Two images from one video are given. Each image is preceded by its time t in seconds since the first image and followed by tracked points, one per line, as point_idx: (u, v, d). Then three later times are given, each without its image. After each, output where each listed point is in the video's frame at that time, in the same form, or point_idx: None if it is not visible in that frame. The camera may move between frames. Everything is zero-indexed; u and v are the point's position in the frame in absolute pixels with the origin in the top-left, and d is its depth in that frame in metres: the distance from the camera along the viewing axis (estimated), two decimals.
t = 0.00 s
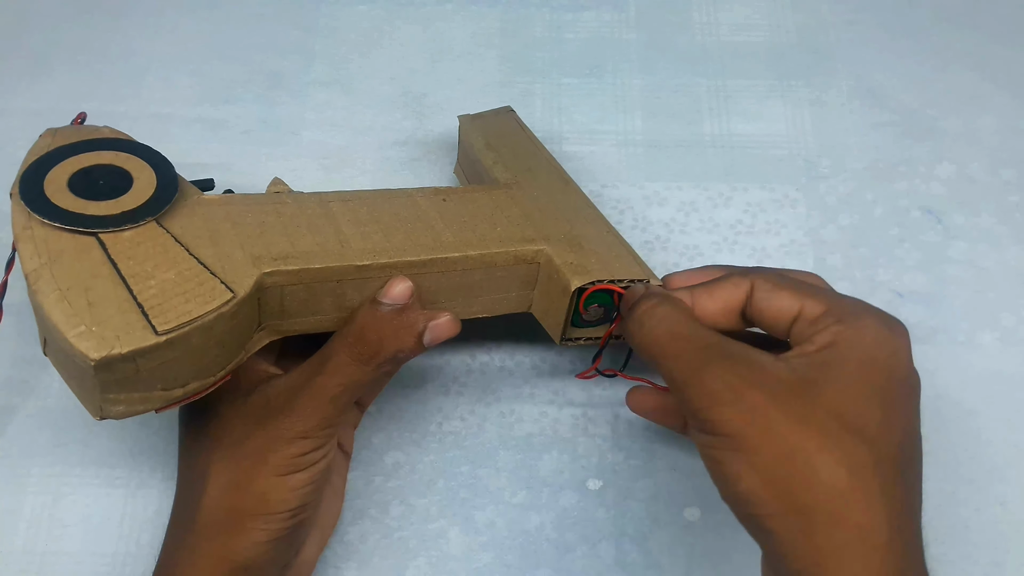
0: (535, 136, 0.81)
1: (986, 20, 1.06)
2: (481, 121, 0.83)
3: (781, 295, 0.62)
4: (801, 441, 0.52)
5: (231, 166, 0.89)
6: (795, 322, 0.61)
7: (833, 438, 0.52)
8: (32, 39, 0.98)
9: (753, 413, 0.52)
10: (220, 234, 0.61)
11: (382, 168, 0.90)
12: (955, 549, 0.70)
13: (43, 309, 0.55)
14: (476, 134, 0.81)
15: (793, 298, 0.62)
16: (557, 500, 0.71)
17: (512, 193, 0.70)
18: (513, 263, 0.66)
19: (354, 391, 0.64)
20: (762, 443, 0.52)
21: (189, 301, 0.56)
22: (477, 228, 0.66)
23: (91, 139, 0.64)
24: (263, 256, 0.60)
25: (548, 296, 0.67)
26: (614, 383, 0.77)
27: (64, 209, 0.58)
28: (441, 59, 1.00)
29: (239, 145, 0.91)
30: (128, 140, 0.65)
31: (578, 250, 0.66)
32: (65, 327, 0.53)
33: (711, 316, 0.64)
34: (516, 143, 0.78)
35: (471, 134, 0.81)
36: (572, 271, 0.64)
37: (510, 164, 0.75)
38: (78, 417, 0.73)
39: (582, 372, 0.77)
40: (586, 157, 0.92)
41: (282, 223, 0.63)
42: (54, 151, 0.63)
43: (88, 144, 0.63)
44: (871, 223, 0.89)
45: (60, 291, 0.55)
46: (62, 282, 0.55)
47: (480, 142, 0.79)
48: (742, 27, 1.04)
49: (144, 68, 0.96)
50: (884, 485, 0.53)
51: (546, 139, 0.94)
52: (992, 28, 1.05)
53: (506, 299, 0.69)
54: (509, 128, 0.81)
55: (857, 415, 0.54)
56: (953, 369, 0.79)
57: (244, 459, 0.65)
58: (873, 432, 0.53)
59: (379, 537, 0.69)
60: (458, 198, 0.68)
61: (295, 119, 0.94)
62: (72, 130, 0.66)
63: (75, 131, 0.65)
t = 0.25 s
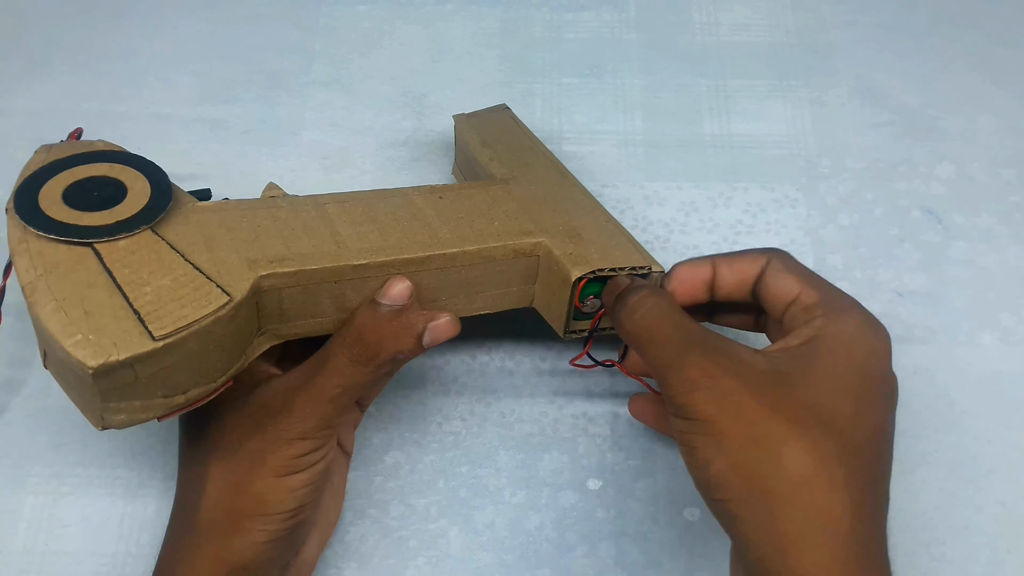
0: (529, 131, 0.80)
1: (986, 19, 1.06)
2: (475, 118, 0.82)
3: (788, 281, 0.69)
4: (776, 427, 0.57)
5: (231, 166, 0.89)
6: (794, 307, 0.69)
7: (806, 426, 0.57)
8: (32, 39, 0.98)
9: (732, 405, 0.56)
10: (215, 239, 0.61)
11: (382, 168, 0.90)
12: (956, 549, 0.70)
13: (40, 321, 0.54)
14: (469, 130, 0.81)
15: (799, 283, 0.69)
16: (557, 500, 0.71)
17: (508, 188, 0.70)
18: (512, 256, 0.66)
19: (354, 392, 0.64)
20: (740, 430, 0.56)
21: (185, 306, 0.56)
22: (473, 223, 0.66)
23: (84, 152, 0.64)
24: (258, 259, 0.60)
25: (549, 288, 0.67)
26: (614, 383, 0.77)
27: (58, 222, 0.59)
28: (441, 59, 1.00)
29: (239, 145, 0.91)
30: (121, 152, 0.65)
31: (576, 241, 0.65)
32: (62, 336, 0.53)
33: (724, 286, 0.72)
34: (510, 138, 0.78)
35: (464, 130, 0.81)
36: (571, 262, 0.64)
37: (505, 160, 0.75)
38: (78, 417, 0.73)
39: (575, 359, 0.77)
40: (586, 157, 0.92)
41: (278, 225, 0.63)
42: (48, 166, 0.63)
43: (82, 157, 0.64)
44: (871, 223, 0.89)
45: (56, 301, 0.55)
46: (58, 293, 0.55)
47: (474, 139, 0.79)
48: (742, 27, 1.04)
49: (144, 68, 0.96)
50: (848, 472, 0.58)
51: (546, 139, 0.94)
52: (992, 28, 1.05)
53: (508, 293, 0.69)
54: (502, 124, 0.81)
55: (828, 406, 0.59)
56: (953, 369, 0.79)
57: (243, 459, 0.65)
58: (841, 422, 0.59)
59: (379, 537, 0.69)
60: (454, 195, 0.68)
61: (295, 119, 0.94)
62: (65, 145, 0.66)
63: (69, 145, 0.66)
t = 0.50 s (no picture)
0: (519, 121, 0.80)
1: (986, 19, 1.06)
2: (463, 109, 0.82)
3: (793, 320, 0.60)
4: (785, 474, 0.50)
5: (231, 166, 0.89)
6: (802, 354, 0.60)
7: (822, 480, 0.51)
8: (32, 38, 0.98)
9: (734, 443, 0.50)
10: (213, 243, 0.61)
11: (382, 168, 0.90)
12: (956, 550, 0.69)
13: (44, 334, 0.54)
14: (458, 123, 0.80)
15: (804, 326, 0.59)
16: (558, 500, 0.71)
17: (501, 179, 0.71)
18: (509, 248, 0.66)
19: (356, 389, 0.64)
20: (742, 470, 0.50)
21: (189, 313, 0.56)
22: (469, 216, 0.66)
23: (76, 160, 0.64)
24: (258, 262, 0.60)
25: (547, 279, 0.68)
26: (614, 383, 0.77)
27: (56, 234, 0.58)
28: (441, 59, 1.00)
29: (240, 145, 0.91)
30: (114, 158, 0.65)
31: (572, 230, 0.66)
32: (68, 348, 0.53)
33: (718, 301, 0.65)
34: (500, 130, 0.78)
35: (453, 122, 0.81)
36: (569, 251, 0.64)
37: (496, 150, 0.75)
38: (78, 417, 0.73)
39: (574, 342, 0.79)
40: (586, 157, 0.92)
41: (274, 226, 0.63)
42: (41, 177, 0.63)
43: (75, 166, 0.63)
44: (871, 223, 0.89)
45: (60, 313, 0.55)
46: (61, 305, 0.55)
47: (463, 130, 0.79)
48: (742, 27, 1.04)
49: (144, 67, 0.96)
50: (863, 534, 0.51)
51: (546, 139, 0.93)
52: (992, 28, 1.05)
53: (506, 285, 0.69)
54: (491, 115, 0.81)
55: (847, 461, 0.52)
56: (953, 369, 0.79)
57: (245, 457, 0.65)
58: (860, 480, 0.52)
59: (379, 537, 0.69)
60: (448, 188, 0.68)
61: (295, 118, 0.93)
62: (56, 152, 0.66)
63: (60, 153, 0.65)
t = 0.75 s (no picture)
0: (516, 120, 0.81)
1: (986, 19, 1.06)
2: (459, 108, 0.82)
3: (725, 333, 0.57)
4: (685, 495, 0.52)
5: (231, 166, 0.89)
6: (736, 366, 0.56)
7: (726, 500, 0.50)
8: (32, 38, 0.98)
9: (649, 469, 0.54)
10: (205, 243, 0.61)
11: (383, 168, 0.90)
12: (955, 550, 0.70)
13: (34, 333, 0.54)
14: (454, 121, 0.80)
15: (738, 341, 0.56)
16: (558, 500, 0.71)
17: (495, 176, 0.71)
18: (502, 244, 0.66)
19: (352, 388, 0.64)
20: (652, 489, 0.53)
21: (177, 311, 0.56)
22: (461, 213, 0.66)
23: (72, 165, 0.64)
24: (248, 261, 0.60)
25: (542, 276, 0.67)
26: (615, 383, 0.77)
27: (49, 236, 0.59)
28: (441, 59, 1.00)
29: (240, 145, 0.91)
30: (109, 163, 0.65)
31: (565, 226, 0.66)
32: (57, 347, 0.53)
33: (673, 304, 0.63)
34: (497, 128, 0.78)
35: (449, 122, 0.81)
36: (562, 247, 0.64)
37: (491, 148, 0.75)
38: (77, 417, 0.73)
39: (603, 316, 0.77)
40: (586, 157, 0.92)
41: (267, 225, 0.63)
42: (36, 182, 0.63)
43: (69, 171, 0.64)
44: (871, 223, 0.89)
45: (49, 312, 0.55)
46: (50, 304, 0.55)
47: (459, 129, 0.79)
48: (742, 27, 1.04)
49: (144, 67, 0.96)
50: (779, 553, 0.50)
51: (546, 139, 0.93)
52: (993, 27, 1.05)
53: (501, 282, 0.69)
54: (487, 113, 0.81)
55: (759, 481, 0.50)
56: (954, 369, 0.79)
57: (242, 458, 0.65)
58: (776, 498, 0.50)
59: (380, 538, 0.69)
60: (440, 186, 0.68)
61: (295, 119, 0.93)
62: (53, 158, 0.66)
63: (56, 158, 0.66)
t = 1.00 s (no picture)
0: (516, 120, 0.81)
1: (985, 19, 1.06)
2: (459, 109, 0.82)
3: (686, 326, 0.54)
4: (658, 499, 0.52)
5: (231, 166, 0.89)
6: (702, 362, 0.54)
7: (699, 505, 0.50)
8: (32, 38, 0.98)
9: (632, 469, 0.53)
10: (212, 250, 0.61)
11: (383, 168, 0.90)
12: (955, 550, 0.70)
13: (45, 346, 0.54)
14: (455, 122, 0.80)
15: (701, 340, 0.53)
16: (558, 500, 0.71)
17: (499, 178, 0.71)
18: (509, 247, 0.66)
19: (356, 392, 0.64)
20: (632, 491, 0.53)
21: (190, 321, 0.56)
22: (468, 216, 0.66)
23: (73, 172, 0.64)
24: (258, 268, 0.60)
25: (547, 278, 0.67)
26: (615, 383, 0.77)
27: (55, 245, 0.58)
28: (441, 59, 1.00)
29: (240, 145, 0.91)
30: (109, 169, 0.65)
31: (571, 227, 0.66)
32: (71, 360, 0.53)
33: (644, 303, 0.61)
34: (498, 128, 0.78)
35: (449, 122, 0.81)
36: (569, 248, 0.64)
37: (494, 149, 0.75)
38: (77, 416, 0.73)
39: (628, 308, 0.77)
40: (586, 157, 0.92)
41: (273, 231, 0.63)
42: (37, 189, 0.63)
43: (71, 177, 0.63)
44: (871, 223, 0.89)
45: (61, 325, 0.54)
46: (61, 317, 0.55)
47: (461, 130, 0.79)
48: (742, 27, 1.04)
49: (144, 67, 0.96)
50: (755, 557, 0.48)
51: (546, 140, 0.93)
52: (992, 27, 1.05)
53: (506, 284, 0.69)
54: (487, 113, 0.81)
55: (726, 487, 0.48)
56: (953, 369, 0.79)
57: (245, 462, 0.65)
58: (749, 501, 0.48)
59: (380, 538, 0.69)
60: (446, 188, 0.68)
61: (295, 119, 0.93)
62: (53, 164, 0.66)
63: (55, 164, 0.65)
